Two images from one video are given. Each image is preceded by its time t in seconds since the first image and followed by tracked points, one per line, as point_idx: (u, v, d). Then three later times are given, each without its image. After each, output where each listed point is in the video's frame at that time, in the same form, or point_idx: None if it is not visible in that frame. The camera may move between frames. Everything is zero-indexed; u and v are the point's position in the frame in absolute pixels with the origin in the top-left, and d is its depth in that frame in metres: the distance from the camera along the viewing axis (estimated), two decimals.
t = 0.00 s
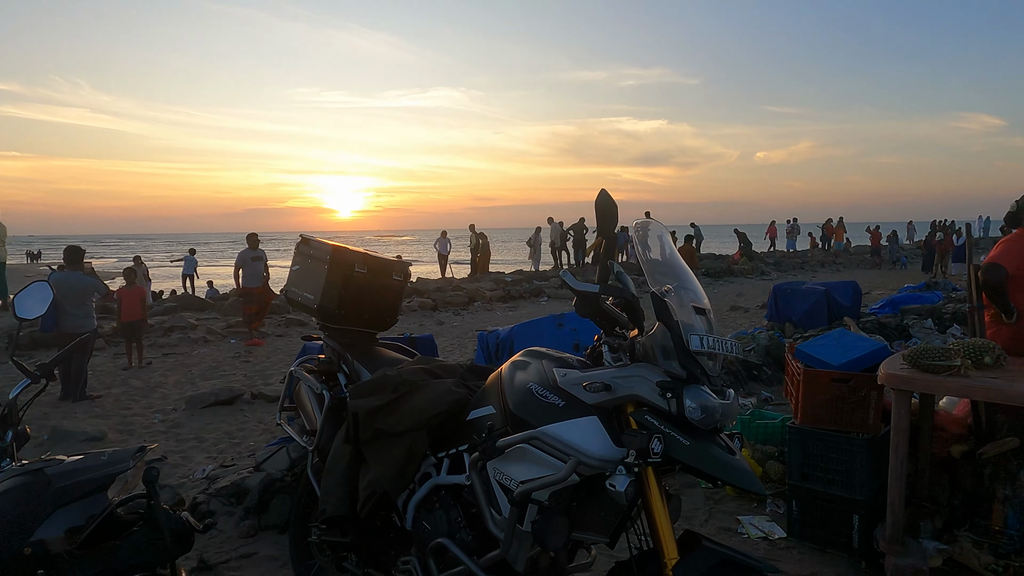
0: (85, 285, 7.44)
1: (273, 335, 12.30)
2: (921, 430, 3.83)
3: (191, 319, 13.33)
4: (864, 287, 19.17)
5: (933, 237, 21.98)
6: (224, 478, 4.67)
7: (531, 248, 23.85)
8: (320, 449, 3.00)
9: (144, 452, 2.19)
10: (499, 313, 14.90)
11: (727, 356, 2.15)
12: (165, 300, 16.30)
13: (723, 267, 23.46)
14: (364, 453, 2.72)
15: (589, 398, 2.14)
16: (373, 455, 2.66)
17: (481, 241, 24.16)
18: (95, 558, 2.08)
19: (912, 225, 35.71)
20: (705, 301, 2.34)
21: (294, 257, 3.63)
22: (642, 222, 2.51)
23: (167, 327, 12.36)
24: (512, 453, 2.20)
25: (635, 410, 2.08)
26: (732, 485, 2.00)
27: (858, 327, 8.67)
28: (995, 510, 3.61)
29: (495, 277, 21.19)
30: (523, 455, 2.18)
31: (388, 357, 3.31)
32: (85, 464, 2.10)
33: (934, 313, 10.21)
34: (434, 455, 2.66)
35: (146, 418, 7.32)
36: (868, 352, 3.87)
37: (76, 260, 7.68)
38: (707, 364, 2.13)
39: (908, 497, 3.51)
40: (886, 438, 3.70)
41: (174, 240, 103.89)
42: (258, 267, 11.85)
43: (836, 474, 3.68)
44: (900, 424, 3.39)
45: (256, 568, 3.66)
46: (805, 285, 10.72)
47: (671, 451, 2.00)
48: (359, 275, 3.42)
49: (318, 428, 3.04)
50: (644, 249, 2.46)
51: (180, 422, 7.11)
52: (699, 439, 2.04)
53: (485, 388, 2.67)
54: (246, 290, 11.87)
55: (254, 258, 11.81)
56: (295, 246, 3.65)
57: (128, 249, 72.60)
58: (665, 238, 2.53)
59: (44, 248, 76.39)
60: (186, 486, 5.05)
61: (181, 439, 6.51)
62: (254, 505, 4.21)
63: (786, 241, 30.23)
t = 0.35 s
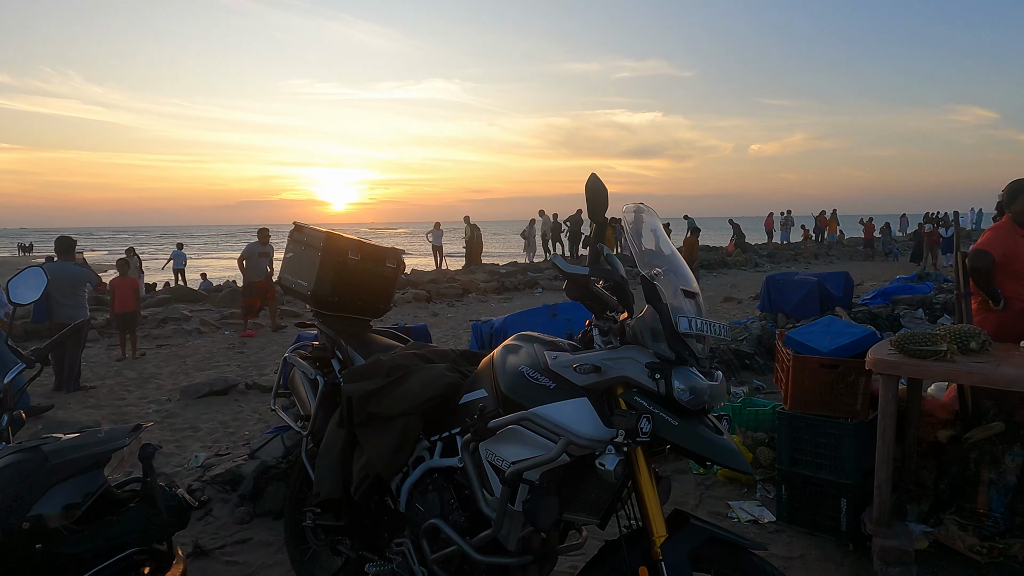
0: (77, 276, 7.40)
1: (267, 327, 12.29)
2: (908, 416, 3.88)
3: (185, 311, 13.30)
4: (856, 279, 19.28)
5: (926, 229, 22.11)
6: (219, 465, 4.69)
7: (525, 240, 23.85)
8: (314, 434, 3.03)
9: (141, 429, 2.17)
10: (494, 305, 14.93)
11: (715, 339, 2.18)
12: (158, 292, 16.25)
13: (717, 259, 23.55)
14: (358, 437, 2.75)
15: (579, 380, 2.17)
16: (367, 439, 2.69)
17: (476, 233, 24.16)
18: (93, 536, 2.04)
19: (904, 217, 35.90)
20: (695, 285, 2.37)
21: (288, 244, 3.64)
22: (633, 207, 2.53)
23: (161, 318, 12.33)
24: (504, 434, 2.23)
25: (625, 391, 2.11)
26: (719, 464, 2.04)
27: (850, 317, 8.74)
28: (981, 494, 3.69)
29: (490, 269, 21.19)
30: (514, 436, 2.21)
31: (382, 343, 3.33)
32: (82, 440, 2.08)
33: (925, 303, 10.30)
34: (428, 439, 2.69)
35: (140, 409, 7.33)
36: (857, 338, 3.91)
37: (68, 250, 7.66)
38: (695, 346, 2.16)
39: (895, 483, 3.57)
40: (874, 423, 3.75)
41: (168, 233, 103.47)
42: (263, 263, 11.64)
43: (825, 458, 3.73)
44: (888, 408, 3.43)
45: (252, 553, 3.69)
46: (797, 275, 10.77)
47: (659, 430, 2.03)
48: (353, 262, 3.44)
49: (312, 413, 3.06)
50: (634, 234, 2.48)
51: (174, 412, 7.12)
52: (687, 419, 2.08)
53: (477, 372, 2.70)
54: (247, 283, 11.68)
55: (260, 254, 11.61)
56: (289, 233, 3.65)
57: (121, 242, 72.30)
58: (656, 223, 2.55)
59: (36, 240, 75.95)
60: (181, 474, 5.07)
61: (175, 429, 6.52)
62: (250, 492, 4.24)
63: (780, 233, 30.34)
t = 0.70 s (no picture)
0: (67, 266, 7.37)
1: (260, 318, 12.28)
2: (894, 401, 3.94)
3: (177, 302, 13.27)
4: (848, 271, 19.38)
5: (917, 221, 22.25)
6: (213, 453, 4.71)
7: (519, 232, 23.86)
8: (307, 419, 3.06)
9: (137, 409, 2.19)
10: (488, 296, 14.95)
11: (701, 322, 2.22)
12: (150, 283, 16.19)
13: (710, 251, 23.65)
14: (350, 421, 2.78)
15: (568, 362, 2.21)
16: (360, 423, 2.72)
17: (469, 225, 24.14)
18: (89, 510, 2.05)
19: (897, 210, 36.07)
20: (682, 270, 2.40)
21: (279, 232, 3.65)
22: (622, 193, 2.56)
23: (153, 310, 12.30)
24: (494, 416, 2.27)
25: (612, 373, 2.15)
26: (704, 443, 2.09)
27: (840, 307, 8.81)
28: (964, 477, 3.75)
29: (483, 261, 21.19)
30: (504, 417, 2.25)
31: (374, 330, 3.36)
32: (80, 417, 2.09)
33: (914, 294, 10.40)
34: (419, 423, 2.72)
35: (133, 399, 7.33)
36: (844, 325, 3.96)
37: (60, 241, 7.63)
38: (682, 329, 2.20)
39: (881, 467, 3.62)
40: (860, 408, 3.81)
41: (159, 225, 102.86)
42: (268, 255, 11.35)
43: (812, 443, 3.79)
44: (873, 393, 3.48)
45: (246, 538, 3.73)
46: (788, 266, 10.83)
47: (646, 410, 2.07)
48: (345, 249, 3.47)
49: (305, 399, 3.09)
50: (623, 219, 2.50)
51: (167, 402, 7.13)
52: (673, 400, 2.12)
53: (468, 357, 2.73)
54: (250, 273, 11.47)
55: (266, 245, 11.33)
56: (281, 221, 3.67)
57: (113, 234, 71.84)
58: (644, 209, 2.58)
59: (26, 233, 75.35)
60: (174, 462, 5.08)
61: (168, 418, 6.54)
62: (243, 479, 4.27)
63: (772, 225, 30.44)
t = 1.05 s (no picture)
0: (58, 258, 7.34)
1: (253, 310, 12.28)
2: (878, 389, 3.99)
3: (169, 294, 13.24)
4: (839, 263, 19.49)
5: (908, 215, 22.39)
6: (205, 441, 4.73)
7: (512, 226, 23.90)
8: (297, 405, 3.10)
9: (126, 387, 2.15)
10: (481, 288, 14.98)
11: (684, 306, 2.26)
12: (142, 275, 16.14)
13: (702, 244, 23.74)
14: (339, 406, 2.81)
15: (552, 346, 2.24)
16: (348, 407, 2.75)
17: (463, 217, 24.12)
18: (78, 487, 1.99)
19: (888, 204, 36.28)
20: (666, 256, 2.43)
21: (269, 220, 3.67)
22: (608, 179, 2.58)
23: (146, 301, 12.28)
24: (479, 399, 2.30)
25: (596, 356, 2.18)
26: (685, 424, 2.12)
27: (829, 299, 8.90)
28: (945, 463, 3.82)
29: (476, 253, 21.20)
30: (489, 400, 2.28)
31: (364, 317, 3.38)
32: (70, 394, 2.04)
33: (903, 285, 10.48)
34: (407, 408, 2.74)
35: (125, 389, 7.33)
36: (829, 314, 4.01)
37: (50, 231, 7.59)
38: (664, 313, 2.24)
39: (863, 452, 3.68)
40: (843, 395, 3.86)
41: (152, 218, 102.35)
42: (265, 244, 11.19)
43: (796, 430, 3.84)
44: (856, 379, 3.53)
45: (237, 524, 3.76)
46: (779, 258, 10.87)
47: (628, 392, 2.10)
48: (335, 237, 3.49)
49: (295, 385, 3.12)
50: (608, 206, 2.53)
51: (159, 392, 7.14)
52: (655, 383, 2.16)
53: (455, 342, 2.76)
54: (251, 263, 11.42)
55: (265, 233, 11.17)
56: (270, 209, 3.68)
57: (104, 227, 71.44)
58: (630, 195, 2.61)
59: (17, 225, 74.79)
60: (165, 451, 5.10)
61: (160, 408, 6.54)
62: (234, 466, 4.30)
63: (765, 219, 30.55)
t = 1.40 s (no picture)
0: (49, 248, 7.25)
1: (246, 301, 12.25)
2: (865, 376, 4.04)
3: (161, 285, 13.18)
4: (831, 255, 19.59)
5: (900, 207, 22.49)
6: (198, 430, 4.74)
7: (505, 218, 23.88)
8: (290, 391, 3.12)
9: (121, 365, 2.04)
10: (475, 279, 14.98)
11: (673, 291, 2.29)
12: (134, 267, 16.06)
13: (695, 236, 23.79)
14: (332, 391, 2.83)
15: (543, 329, 2.26)
16: (341, 392, 2.77)
17: (456, 209, 24.09)
18: (74, 463, 1.85)
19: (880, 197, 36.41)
20: (656, 241, 2.46)
21: (261, 207, 3.67)
22: (598, 165, 2.60)
23: (137, 293, 12.23)
24: (471, 382, 2.32)
25: (586, 340, 2.21)
26: (673, 406, 2.15)
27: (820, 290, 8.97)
28: (931, 448, 3.89)
29: (470, 245, 21.18)
30: (480, 383, 2.31)
31: (356, 304, 3.40)
32: (62, 371, 1.92)
33: (894, 277, 10.56)
34: (400, 393, 2.76)
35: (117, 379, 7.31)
36: (818, 301, 4.05)
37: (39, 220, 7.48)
38: (654, 297, 2.27)
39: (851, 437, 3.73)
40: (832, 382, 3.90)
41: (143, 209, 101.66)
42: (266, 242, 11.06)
43: (785, 416, 3.89)
44: (844, 365, 3.57)
45: (230, 511, 3.77)
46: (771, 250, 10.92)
47: (617, 375, 2.13)
48: (327, 224, 3.50)
49: (288, 371, 3.14)
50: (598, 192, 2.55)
51: (152, 383, 7.13)
52: (644, 366, 2.19)
53: (448, 328, 2.77)
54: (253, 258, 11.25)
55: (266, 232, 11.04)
56: (262, 197, 3.68)
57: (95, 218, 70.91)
58: (620, 182, 2.63)
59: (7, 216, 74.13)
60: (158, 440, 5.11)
61: (153, 398, 6.54)
62: (228, 454, 4.31)
63: (758, 211, 30.64)
